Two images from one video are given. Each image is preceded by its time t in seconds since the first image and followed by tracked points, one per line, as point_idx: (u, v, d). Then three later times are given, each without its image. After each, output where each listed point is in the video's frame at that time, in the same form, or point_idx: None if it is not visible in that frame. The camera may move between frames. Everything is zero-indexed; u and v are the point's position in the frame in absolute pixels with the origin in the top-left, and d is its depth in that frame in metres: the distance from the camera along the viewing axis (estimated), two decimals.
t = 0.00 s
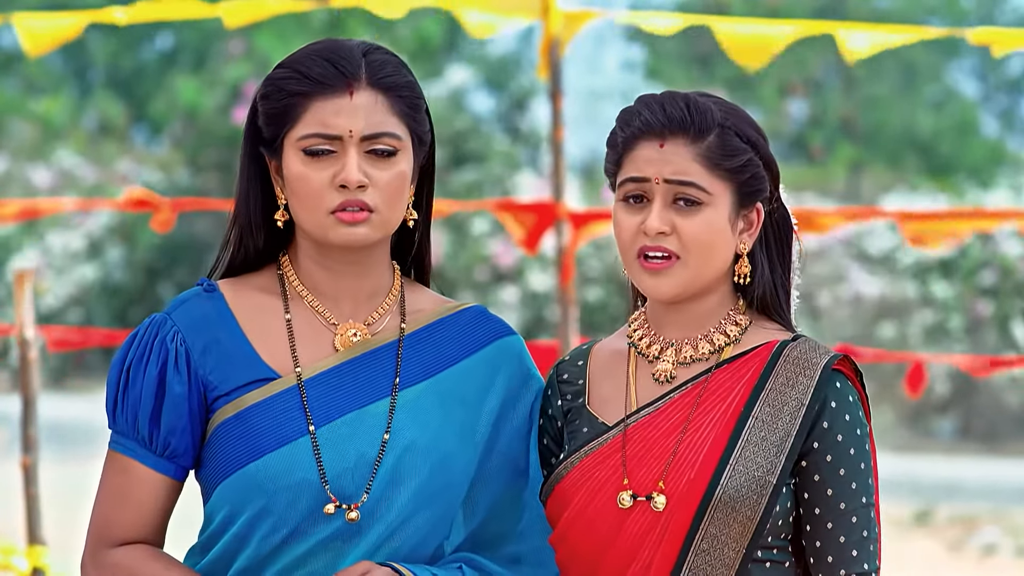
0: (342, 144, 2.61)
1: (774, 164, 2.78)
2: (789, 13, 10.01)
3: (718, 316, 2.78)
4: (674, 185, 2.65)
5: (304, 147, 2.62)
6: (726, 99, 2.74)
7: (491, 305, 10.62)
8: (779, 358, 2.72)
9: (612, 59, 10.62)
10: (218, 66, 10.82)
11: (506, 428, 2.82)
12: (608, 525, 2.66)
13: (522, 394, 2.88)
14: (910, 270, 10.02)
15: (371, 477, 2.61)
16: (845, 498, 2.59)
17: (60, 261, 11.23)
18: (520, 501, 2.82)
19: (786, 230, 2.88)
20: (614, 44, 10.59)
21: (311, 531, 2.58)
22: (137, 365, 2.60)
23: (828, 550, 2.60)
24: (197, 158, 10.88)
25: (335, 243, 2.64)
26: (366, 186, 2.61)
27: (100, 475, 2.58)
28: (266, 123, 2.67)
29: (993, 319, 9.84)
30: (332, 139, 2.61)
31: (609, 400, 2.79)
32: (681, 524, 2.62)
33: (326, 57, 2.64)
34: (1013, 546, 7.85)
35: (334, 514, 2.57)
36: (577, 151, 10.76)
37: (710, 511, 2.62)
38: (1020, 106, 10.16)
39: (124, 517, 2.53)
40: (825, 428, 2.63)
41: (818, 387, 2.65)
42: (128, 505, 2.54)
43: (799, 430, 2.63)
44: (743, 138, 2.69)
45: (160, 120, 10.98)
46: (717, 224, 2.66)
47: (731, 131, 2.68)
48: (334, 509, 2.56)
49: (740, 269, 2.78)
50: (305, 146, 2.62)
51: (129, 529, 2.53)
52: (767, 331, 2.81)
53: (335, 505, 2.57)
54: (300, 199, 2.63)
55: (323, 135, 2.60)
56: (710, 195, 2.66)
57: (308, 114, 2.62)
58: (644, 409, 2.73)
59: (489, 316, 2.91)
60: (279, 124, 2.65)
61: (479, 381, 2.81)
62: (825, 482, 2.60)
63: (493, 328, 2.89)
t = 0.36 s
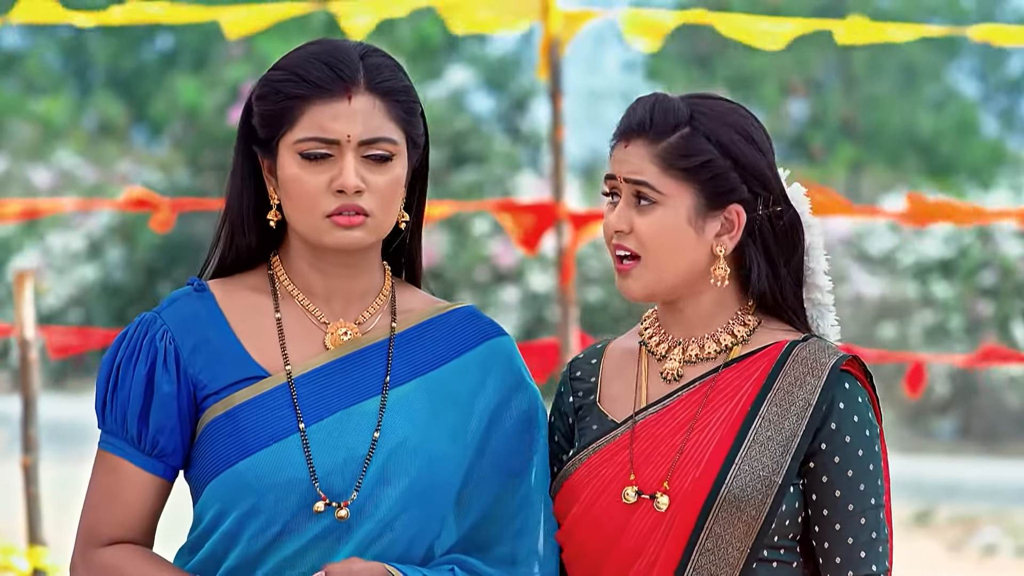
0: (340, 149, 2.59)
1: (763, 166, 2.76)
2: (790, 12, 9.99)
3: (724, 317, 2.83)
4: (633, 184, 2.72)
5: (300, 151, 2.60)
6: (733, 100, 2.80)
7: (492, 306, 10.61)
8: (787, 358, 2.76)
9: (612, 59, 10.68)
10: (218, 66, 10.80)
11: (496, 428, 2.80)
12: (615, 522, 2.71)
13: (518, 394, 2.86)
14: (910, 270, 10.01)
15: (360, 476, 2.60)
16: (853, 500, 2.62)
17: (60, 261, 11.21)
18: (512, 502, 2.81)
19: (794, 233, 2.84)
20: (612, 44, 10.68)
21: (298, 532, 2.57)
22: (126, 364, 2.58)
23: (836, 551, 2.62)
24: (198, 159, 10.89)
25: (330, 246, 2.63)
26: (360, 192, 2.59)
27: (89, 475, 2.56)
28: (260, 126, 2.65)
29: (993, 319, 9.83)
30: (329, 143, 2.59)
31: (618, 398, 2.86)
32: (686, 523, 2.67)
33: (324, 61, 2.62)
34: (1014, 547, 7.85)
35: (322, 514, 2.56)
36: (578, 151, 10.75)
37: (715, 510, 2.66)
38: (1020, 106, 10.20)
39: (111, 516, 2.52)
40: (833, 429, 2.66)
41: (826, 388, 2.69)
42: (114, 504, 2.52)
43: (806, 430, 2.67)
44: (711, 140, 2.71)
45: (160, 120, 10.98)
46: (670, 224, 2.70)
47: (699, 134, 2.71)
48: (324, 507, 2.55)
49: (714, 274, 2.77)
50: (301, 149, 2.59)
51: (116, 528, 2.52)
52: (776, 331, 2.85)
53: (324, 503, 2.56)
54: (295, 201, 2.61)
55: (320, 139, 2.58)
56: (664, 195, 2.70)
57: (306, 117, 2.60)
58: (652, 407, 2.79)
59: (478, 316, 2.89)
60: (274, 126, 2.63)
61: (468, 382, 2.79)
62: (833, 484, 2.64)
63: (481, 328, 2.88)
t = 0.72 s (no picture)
0: (347, 152, 2.59)
1: (762, 167, 2.74)
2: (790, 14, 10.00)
3: (730, 319, 2.83)
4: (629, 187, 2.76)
5: (306, 154, 2.59)
6: (744, 100, 2.79)
7: (491, 306, 10.59)
8: (794, 360, 2.74)
9: (611, 58, 10.62)
10: (218, 66, 10.81)
11: (489, 428, 2.80)
12: (618, 525, 2.73)
13: (512, 394, 2.86)
14: (910, 271, 10.01)
15: (356, 472, 2.60)
16: (862, 503, 2.60)
17: (60, 262, 11.21)
18: (510, 499, 2.82)
19: (797, 235, 2.80)
20: (613, 45, 10.63)
21: (291, 532, 2.57)
22: (119, 365, 2.58)
23: (847, 555, 2.61)
24: (198, 159, 10.91)
25: (337, 248, 2.62)
26: (366, 197, 2.59)
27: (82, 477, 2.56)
28: (263, 128, 2.65)
29: (993, 320, 9.82)
30: (336, 147, 2.59)
31: (630, 401, 2.89)
32: (687, 528, 2.68)
33: (331, 64, 2.62)
34: (1013, 547, 7.86)
35: (318, 512, 2.56)
36: (579, 153, 10.72)
37: (716, 515, 2.67)
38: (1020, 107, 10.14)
39: (105, 518, 2.51)
40: (839, 434, 2.64)
41: (831, 392, 2.67)
42: (108, 506, 2.52)
43: (810, 434, 2.66)
44: (704, 139, 2.71)
45: (160, 121, 11.00)
46: (664, 224, 2.72)
47: (694, 133, 2.72)
48: (318, 506, 2.55)
49: (713, 272, 2.77)
50: (308, 153, 2.59)
51: (110, 531, 2.51)
52: (784, 333, 2.83)
53: (320, 502, 2.56)
54: (301, 204, 2.61)
55: (327, 143, 2.58)
56: (658, 195, 2.72)
57: (311, 121, 2.59)
58: (661, 410, 2.81)
59: (470, 317, 2.89)
60: (279, 129, 2.62)
61: (464, 382, 2.80)
62: (841, 488, 2.62)
63: (472, 329, 2.88)
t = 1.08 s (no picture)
0: (382, 154, 2.59)
1: (765, 169, 2.73)
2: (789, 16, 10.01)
3: (736, 320, 2.83)
4: (632, 187, 2.76)
5: (344, 156, 2.58)
6: (748, 101, 2.79)
7: (490, 308, 10.60)
8: (798, 362, 2.73)
9: (611, 60, 10.63)
10: (218, 67, 10.80)
11: (486, 426, 2.80)
12: (624, 528, 2.75)
13: (507, 392, 2.85)
14: (910, 272, 10.02)
15: (358, 476, 2.60)
16: (875, 501, 2.57)
17: (60, 263, 11.20)
18: (506, 496, 2.81)
19: (800, 237, 2.79)
20: (612, 46, 10.63)
21: (295, 537, 2.57)
22: (117, 372, 2.58)
23: (866, 554, 2.58)
24: (198, 161, 10.91)
25: (368, 251, 2.62)
26: (400, 199, 2.60)
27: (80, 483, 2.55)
28: (290, 131, 2.61)
29: (993, 322, 9.80)
30: (373, 148, 2.59)
31: (638, 402, 2.91)
32: (690, 532, 2.68)
33: (363, 66, 2.62)
34: (1013, 548, 7.85)
35: (324, 517, 2.56)
36: (578, 153, 10.75)
37: (719, 518, 2.67)
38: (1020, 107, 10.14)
39: (103, 525, 2.50)
40: (847, 434, 2.61)
41: (835, 394, 2.65)
42: (105, 512, 2.51)
43: (813, 436, 2.64)
44: (707, 139, 2.71)
45: (159, 122, 11.00)
46: (665, 225, 2.72)
47: (698, 133, 2.72)
48: (323, 511, 2.56)
49: (713, 273, 2.77)
50: (344, 155, 2.58)
51: (108, 537, 2.50)
52: (790, 334, 2.82)
53: (325, 508, 2.56)
54: (334, 206, 2.59)
55: (365, 145, 2.58)
56: (659, 195, 2.72)
57: (349, 123, 2.58)
58: (667, 412, 2.81)
59: (463, 315, 2.89)
60: (313, 132, 2.59)
61: (461, 382, 2.79)
62: (853, 488, 2.59)
63: (468, 328, 2.87)
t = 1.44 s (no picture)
0: (392, 155, 2.62)
1: (776, 171, 2.74)
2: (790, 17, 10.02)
3: (746, 320, 2.84)
4: (644, 186, 2.77)
5: (355, 157, 2.59)
6: (760, 103, 2.81)
7: (491, 308, 10.60)
8: (804, 361, 2.74)
9: (612, 60, 10.66)
10: (219, 68, 10.83)
11: (489, 425, 2.83)
12: (628, 525, 2.77)
13: (507, 391, 2.87)
14: (910, 272, 10.01)
15: (368, 477, 2.62)
16: (885, 500, 2.57)
17: (61, 264, 11.21)
18: (505, 493, 2.84)
19: (810, 239, 2.79)
20: (613, 47, 10.66)
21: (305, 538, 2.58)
22: (121, 376, 2.58)
23: (879, 552, 2.58)
24: (199, 161, 10.92)
25: (377, 252, 2.63)
26: (410, 200, 2.63)
27: (83, 489, 2.55)
28: (300, 133, 2.62)
29: (993, 322, 9.82)
30: (384, 149, 2.60)
31: (648, 400, 2.95)
32: (693, 529, 2.69)
33: (372, 68, 2.64)
34: (1014, 548, 7.86)
35: (336, 518, 2.59)
36: (579, 154, 10.78)
37: (721, 516, 2.68)
38: (1020, 109, 10.16)
39: (109, 530, 2.50)
40: (854, 434, 2.62)
41: (840, 394, 2.65)
42: (109, 518, 2.51)
43: (818, 435, 2.65)
44: (719, 141, 2.72)
45: (160, 123, 11.01)
46: (675, 224, 2.73)
47: (710, 135, 2.73)
48: (335, 512, 2.58)
49: (724, 275, 2.77)
50: (356, 156, 2.59)
51: (114, 542, 2.50)
52: (799, 334, 2.83)
53: (337, 509, 2.58)
54: (345, 208, 2.60)
55: (376, 145, 2.59)
56: (669, 195, 2.74)
57: (360, 125, 2.60)
58: (673, 410, 2.84)
59: (461, 313, 2.92)
60: (323, 134, 2.60)
61: (464, 380, 2.82)
62: (862, 487, 2.59)
63: (466, 326, 2.90)
